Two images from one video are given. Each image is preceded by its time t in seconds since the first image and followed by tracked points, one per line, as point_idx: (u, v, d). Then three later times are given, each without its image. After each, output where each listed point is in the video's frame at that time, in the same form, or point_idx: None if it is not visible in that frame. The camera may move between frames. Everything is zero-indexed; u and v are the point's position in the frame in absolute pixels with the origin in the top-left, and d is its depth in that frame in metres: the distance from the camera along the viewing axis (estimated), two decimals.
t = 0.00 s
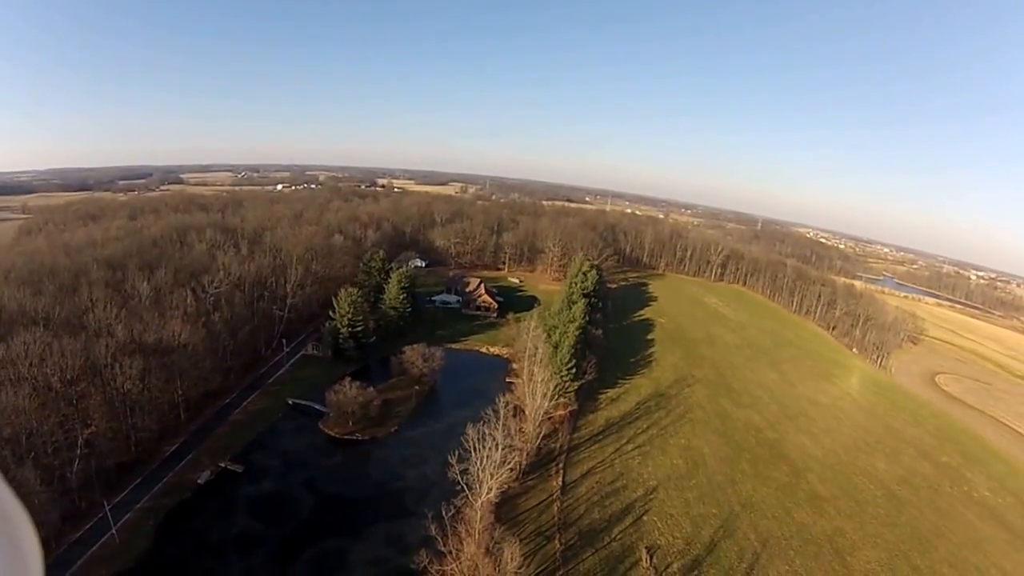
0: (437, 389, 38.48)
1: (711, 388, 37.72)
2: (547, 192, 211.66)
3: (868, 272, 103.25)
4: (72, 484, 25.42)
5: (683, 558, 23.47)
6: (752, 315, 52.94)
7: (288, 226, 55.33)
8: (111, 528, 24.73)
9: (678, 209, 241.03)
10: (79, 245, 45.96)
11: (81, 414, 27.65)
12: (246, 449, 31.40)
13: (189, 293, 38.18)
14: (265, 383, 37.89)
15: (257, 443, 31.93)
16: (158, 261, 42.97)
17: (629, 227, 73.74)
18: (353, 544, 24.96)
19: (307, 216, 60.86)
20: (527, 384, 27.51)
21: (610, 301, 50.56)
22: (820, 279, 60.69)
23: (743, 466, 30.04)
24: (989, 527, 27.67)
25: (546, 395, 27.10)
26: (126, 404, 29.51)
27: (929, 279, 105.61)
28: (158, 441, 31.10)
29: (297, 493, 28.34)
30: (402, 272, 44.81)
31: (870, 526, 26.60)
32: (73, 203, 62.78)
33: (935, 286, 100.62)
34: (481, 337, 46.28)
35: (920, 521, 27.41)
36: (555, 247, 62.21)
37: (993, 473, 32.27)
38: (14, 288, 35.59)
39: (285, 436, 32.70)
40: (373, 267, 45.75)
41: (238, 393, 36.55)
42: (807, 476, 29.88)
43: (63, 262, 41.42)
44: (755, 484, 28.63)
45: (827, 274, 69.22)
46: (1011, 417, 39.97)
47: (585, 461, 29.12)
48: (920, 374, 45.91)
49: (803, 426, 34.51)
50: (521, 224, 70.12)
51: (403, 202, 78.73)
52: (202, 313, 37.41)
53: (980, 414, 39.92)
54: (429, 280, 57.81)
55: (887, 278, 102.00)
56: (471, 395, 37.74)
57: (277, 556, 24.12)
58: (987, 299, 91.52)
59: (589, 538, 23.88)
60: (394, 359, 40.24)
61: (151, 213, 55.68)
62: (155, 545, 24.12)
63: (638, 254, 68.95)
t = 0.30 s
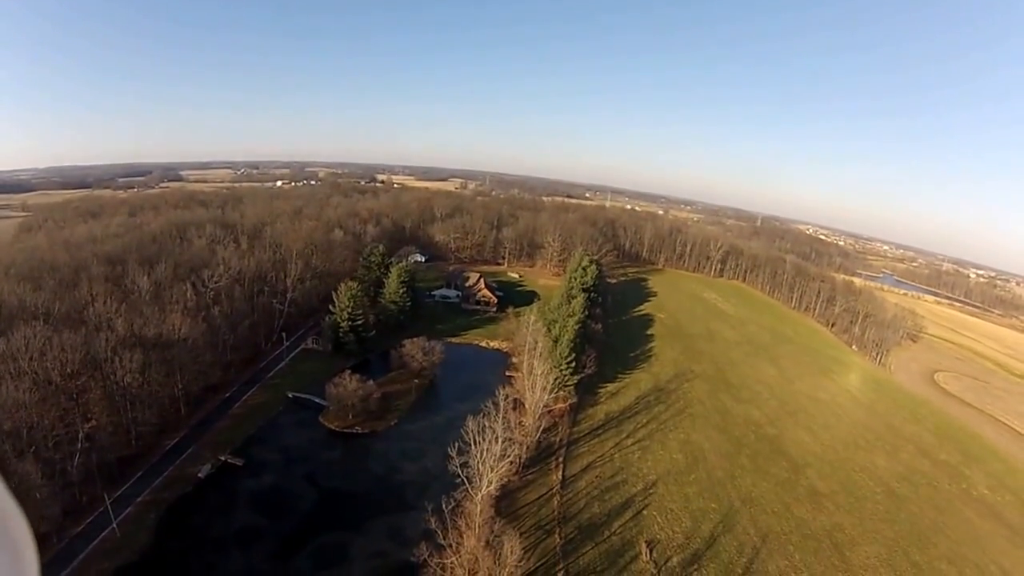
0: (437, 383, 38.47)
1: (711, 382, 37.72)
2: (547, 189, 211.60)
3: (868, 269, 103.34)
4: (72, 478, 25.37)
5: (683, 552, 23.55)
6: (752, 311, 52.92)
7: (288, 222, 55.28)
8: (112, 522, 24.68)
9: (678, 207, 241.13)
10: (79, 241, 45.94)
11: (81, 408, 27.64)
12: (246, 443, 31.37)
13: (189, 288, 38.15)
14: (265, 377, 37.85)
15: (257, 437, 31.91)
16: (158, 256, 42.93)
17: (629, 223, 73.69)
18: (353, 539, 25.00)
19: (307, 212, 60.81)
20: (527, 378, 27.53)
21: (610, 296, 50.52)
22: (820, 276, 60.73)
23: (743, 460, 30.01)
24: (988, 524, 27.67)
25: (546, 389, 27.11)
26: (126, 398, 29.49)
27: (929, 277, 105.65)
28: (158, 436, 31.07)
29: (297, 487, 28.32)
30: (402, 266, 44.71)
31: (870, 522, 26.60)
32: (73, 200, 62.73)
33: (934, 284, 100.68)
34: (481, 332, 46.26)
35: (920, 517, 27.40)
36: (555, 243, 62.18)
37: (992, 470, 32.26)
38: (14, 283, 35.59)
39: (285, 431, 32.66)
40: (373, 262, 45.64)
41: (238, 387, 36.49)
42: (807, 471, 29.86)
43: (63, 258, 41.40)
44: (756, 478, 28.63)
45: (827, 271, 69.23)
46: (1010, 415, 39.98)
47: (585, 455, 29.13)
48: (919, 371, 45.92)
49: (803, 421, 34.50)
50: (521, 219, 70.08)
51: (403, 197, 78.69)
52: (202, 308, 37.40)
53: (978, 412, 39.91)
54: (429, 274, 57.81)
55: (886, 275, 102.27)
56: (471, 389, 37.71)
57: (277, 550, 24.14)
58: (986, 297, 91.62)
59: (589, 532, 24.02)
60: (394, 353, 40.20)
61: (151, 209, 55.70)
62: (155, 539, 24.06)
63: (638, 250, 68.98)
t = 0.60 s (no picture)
0: (439, 377, 38.49)
1: (712, 378, 37.70)
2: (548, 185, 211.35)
3: (870, 267, 103.33)
4: (74, 474, 25.44)
5: (685, 546, 23.66)
6: (754, 307, 52.87)
7: (289, 217, 55.22)
8: (114, 518, 24.72)
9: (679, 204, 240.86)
10: (81, 237, 45.93)
11: (83, 402, 27.75)
12: (247, 437, 31.44)
13: (190, 283, 38.15)
14: (267, 371, 37.90)
15: (259, 432, 31.98)
16: (159, 251, 42.92)
17: (630, 219, 73.62)
18: (354, 533, 25.17)
19: (308, 206, 60.73)
20: (529, 372, 27.55)
21: (611, 292, 50.46)
22: (821, 273, 60.93)
23: (745, 456, 29.99)
24: (989, 520, 27.61)
25: (546, 383, 27.15)
26: (128, 393, 29.58)
27: (931, 276, 105.61)
28: (160, 431, 31.07)
29: (299, 482, 28.41)
30: (404, 261, 44.63)
31: (871, 517, 26.58)
32: (74, 196, 62.68)
33: (936, 282, 100.63)
34: (482, 327, 46.25)
35: (921, 512, 27.37)
36: (556, 238, 62.08)
37: (993, 467, 32.18)
38: (16, 278, 35.66)
39: (287, 426, 32.72)
40: (374, 257, 45.55)
41: (239, 382, 36.50)
42: (809, 466, 29.83)
43: (64, 253, 41.39)
44: (757, 473, 28.62)
45: (828, 268, 69.09)
46: (1012, 413, 39.87)
47: (587, 449, 29.15)
48: (920, 368, 45.88)
49: (805, 417, 34.43)
50: (522, 214, 69.96)
51: (404, 192, 78.55)
52: (203, 303, 37.43)
53: (980, 410, 39.81)
54: (430, 270, 57.80)
55: (888, 273, 102.20)
56: (472, 384, 37.72)
57: (279, 546, 24.28)
58: (988, 296, 91.48)
59: (591, 526, 24.17)
60: (395, 348, 40.19)
61: (152, 205, 55.65)
62: (158, 535, 24.15)
63: (639, 245, 68.95)
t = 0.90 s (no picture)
0: (441, 371, 38.43)
1: (715, 373, 37.68)
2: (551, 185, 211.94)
3: (873, 265, 103.39)
4: (76, 468, 25.29)
5: (688, 540, 23.68)
6: (756, 304, 52.89)
7: (292, 213, 55.24)
8: (116, 512, 24.57)
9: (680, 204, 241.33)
10: (83, 234, 45.97)
11: (85, 396, 27.70)
12: (249, 431, 31.36)
13: (193, 277, 38.14)
14: (269, 365, 37.83)
15: (261, 426, 31.90)
16: (161, 247, 42.92)
17: (633, 216, 73.67)
18: (356, 527, 25.21)
19: (310, 203, 60.76)
20: (532, 365, 27.60)
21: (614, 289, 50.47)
22: (824, 271, 60.98)
23: (748, 450, 29.94)
24: (991, 517, 27.54)
25: (550, 376, 27.24)
26: (131, 386, 29.52)
27: (933, 275, 105.74)
28: (163, 424, 30.96)
29: (300, 476, 28.37)
30: (407, 256, 44.52)
31: (874, 513, 26.53)
32: (76, 195, 62.77)
33: (938, 282, 100.70)
34: (485, 321, 46.22)
35: (923, 508, 27.33)
36: (559, 234, 62.18)
37: (994, 465, 32.12)
38: (18, 274, 35.65)
39: (289, 420, 32.63)
40: (377, 252, 45.47)
41: (242, 375, 36.45)
42: (812, 462, 29.78)
43: (66, 250, 41.40)
44: (760, 468, 28.59)
45: (831, 265, 69.09)
46: (1014, 412, 39.82)
47: (589, 443, 29.16)
48: (923, 367, 45.89)
49: (807, 413, 34.37)
50: (525, 211, 70.03)
51: (407, 189, 78.65)
52: (207, 296, 37.46)
53: (983, 409, 39.75)
54: (433, 265, 57.83)
55: (891, 272, 102.28)
56: (475, 377, 37.64)
57: (280, 540, 24.29)
58: (991, 297, 91.48)
59: (593, 520, 24.23)
60: (398, 341, 40.11)
61: (155, 202, 55.74)
62: (159, 529, 24.03)
63: (642, 242, 69.10)
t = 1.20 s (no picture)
0: (446, 366, 38.45)
1: (719, 368, 37.68)
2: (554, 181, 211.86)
3: (877, 262, 103.32)
4: (80, 462, 25.36)
5: (692, 534, 23.77)
6: (761, 299, 52.81)
7: (296, 208, 55.27)
8: (119, 507, 24.62)
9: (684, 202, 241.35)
10: (87, 228, 46.03)
11: (89, 389, 27.76)
12: (253, 426, 31.44)
13: (197, 271, 38.15)
14: (273, 360, 37.88)
15: (265, 421, 31.97)
16: (166, 242, 42.95)
17: (638, 212, 73.69)
18: (360, 520, 25.31)
19: (315, 199, 60.83)
20: (536, 360, 27.68)
21: (618, 285, 50.44)
22: (829, 266, 60.46)
23: (751, 446, 30.00)
24: (994, 512, 27.56)
25: (553, 372, 27.33)
26: (135, 380, 29.59)
27: (938, 272, 105.56)
28: (166, 418, 31.13)
29: (304, 471, 28.45)
30: (411, 251, 44.44)
31: (877, 507, 26.63)
32: (79, 191, 62.80)
33: (943, 279, 100.62)
34: (489, 316, 46.21)
35: (926, 503, 27.38)
36: (563, 230, 62.24)
37: (998, 461, 32.07)
38: (22, 268, 35.71)
39: (292, 414, 32.70)
40: (381, 247, 45.36)
41: (246, 370, 36.55)
42: (815, 458, 29.81)
43: (70, 244, 41.44)
44: (764, 464, 28.66)
45: (836, 262, 69.05)
46: (1017, 408, 39.75)
47: (594, 438, 29.21)
48: (927, 362, 45.89)
49: (811, 409, 34.34)
50: (529, 207, 70.03)
51: (411, 185, 78.69)
52: (210, 291, 37.49)
53: (986, 404, 39.71)
54: (437, 260, 57.89)
55: (896, 269, 102.18)
56: (479, 373, 37.68)
57: (284, 533, 24.35)
58: (996, 293, 91.33)
59: (598, 514, 24.31)
60: (402, 336, 40.11)
61: (158, 198, 55.79)
62: (163, 522, 24.09)
63: (647, 238, 69.20)
